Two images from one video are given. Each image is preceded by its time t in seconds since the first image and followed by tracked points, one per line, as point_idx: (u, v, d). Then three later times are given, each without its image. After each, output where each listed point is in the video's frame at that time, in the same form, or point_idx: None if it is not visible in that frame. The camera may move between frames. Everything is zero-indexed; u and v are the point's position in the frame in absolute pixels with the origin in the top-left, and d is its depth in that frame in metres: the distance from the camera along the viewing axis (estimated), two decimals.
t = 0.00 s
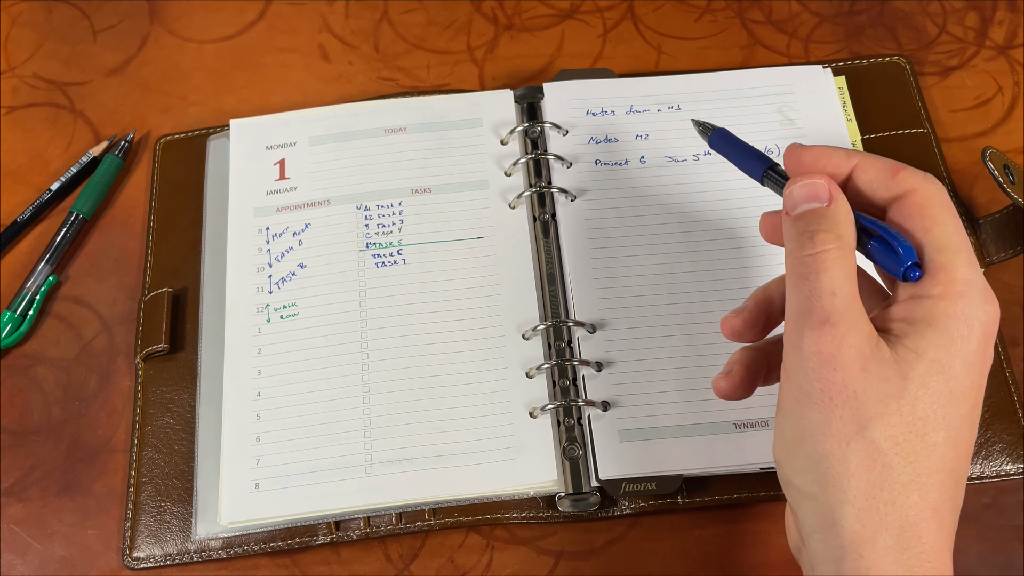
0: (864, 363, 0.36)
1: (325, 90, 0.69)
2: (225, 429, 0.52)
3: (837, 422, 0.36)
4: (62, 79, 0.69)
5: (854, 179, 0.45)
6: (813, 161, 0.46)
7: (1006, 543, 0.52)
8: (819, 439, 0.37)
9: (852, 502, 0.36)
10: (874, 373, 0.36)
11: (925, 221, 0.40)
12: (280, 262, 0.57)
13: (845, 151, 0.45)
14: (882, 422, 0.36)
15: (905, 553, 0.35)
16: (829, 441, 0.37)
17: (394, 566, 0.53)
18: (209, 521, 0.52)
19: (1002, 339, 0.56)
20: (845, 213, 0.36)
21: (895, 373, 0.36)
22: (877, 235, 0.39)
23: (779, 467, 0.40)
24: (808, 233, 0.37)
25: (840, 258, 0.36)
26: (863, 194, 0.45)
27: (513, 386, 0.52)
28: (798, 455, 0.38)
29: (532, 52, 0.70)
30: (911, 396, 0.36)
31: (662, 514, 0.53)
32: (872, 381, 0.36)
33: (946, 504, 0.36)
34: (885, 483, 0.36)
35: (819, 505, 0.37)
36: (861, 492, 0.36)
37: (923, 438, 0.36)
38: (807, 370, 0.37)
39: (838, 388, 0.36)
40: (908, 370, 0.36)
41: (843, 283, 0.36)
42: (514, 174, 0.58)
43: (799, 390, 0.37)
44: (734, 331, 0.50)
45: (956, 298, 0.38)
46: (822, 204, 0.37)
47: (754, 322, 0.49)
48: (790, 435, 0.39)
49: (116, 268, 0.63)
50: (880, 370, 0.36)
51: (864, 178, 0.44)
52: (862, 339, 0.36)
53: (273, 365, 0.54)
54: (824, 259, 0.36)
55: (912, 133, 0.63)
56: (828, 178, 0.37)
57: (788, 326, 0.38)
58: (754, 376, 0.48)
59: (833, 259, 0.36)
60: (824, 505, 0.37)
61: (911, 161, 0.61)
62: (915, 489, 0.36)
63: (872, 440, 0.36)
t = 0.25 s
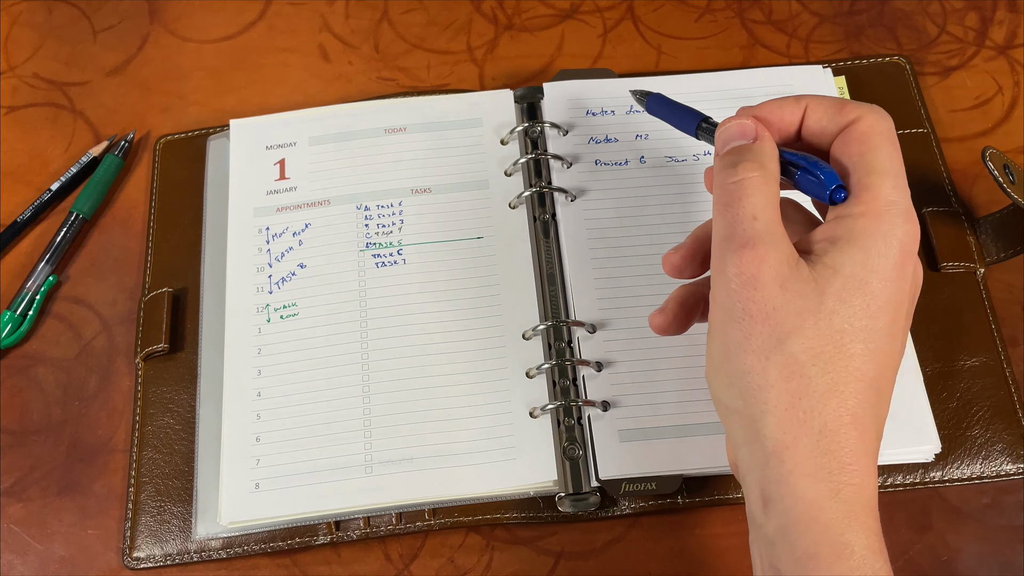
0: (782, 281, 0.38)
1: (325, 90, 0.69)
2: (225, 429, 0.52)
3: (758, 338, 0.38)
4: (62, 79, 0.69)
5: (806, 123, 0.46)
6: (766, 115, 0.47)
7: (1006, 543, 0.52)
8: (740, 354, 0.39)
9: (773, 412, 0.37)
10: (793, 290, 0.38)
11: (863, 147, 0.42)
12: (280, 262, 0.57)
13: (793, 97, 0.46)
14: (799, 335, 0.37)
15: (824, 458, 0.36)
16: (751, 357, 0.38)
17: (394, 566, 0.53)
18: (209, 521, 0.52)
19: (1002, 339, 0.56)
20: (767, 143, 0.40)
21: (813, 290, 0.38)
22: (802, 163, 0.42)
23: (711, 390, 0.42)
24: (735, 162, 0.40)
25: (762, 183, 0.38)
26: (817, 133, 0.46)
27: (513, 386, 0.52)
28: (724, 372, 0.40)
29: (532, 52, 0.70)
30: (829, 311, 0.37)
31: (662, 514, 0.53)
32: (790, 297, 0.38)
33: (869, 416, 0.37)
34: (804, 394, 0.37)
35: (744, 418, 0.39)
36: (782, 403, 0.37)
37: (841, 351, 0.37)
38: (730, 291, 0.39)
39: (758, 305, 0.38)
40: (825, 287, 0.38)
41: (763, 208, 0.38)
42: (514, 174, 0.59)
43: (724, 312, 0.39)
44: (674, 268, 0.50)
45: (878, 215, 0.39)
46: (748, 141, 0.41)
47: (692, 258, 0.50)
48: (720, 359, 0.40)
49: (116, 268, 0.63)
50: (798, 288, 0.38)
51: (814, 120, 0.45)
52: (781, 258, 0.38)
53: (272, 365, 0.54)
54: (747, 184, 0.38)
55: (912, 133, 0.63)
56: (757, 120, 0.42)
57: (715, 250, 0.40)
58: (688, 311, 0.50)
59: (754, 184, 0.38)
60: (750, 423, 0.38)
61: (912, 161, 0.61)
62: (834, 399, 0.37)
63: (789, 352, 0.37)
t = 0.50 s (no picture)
0: (793, 296, 0.38)
1: (325, 90, 0.69)
2: (225, 429, 0.52)
3: (765, 351, 0.39)
4: (62, 79, 0.69)
5: (828, 143, 0.45)
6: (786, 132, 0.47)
7: (1006, 543, 0.52)
8: (748, 366, 0.39)
9: (776, 425, 0.38)
10: (803, 305, 0.38)
11: (884, 170, 0.41)
12: (280, 262, 0.57)
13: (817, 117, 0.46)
14: (806, 350, 0.38)
15: (824, 472, 0.37)
16: (757, 370, 0.39)
17: (394, 566, 0.53)
18: (209, 521, 0.52)
19: (1002, 339, 0.56)
20: (793, 160, 0.40)
21: (822, 306, 0.38)
22: (825, 184, 0.42)
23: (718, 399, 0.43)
24: (757, 176, 0.40)
25: (782, 199, 0.39)
26: (840, 154, 0.45)
27: (513, 386, 0.52)
28: (730, 382, 0.41)
29: (532, 52, 0.70)
30: (837, 328, 0.38)
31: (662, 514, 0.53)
32: (799, 312, 0.38)
33: (871, 432, 0.38)
34: (807, 408, 0.38)
35: (747, 428, 0.40)
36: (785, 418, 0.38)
37: (847, 369, 0.38)
38: (742, 302, 0.39)
39: (768, 319, 0.38)
40: (835, 305, 0.38)
41: (782, 224, 0.38)
42: (514, 174, 0.59)
43: (735, 324, 0.40)
44: (702, 287, 0.49)
45: (894, 239, 0.39)
46: (774, 156, 0.41)
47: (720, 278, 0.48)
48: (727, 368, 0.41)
49: (116, 268, 0.63)
50: (808, 304, 0.38)
51: (837, 141, 0.45)
52: (793, 274, 0.38)
53: (272, 365, 0.54)
54: (767, 199, 0.39)
55: (912, 133, 0.63)
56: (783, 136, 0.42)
57: (729, 262, 0.40)
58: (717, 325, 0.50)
59: (773, 200, 0.39)
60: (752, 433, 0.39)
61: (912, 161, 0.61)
62: (835, 413, 0.38)
63: (796, 367, 0.38)
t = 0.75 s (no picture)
0: (865, 274, 0.39)
1: (325, 90, 0.69)
2: (225, 429, 0.52)
3: (837, 329, 0.39)
4: (62, 79, 0.69)
5: (885, 132, 0.47)
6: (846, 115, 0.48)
7: (1006, 542, 0.52)
8: (818, 342, 0.40)
9: (838, 404, 0.40)
10: (874, 285, 0.39)
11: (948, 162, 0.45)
12: (280, 262, 0.57)
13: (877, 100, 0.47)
14: (879, 331, 0.39)
15: (880, 453, 0.39)
16: (825, 347, 0.40)
17: (394, 566, 0.53)
18: (209, 521, 0.52)
19: (1002, 339, 0.56)
20: (830, 133, 0.39)
21: (895, 288, 0.39)
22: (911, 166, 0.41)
23: (769, 375, 0.44)
24: (804, 156, 0.39)
25: (835, 178, 0.38)
26: (894, 143, 0.47)
27: (513, 386, 0.52)
28: (793, 358, 0.41)
29: (532, 52, 0.70)
30: (905, 312, 0.39)
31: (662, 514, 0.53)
32: (871, 292, 0.39)
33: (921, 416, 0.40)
34: (871, 390, 0.39)
35: (807, 405, 0.41)
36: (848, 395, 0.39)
37: (910, 353, 0.40)
38: (812, 279, 0.39)
39: (840, 298, 0.39)
40: (907, 288, 0.39)
41: (842, 201, 0.38)
42: (514, 174, 0.58)
43: (801, 299, 0.40)
44: (742, 250, 0.50)
45: (962, 230, 0.41)
46: (809, 128, 0.39)
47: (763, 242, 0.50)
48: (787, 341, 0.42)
49: (116, 268, 0.63)
50: (880, 283, 0.39)
51: (895, 131, 0.47)
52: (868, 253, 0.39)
53: (273, 365, 0.54)
54: (822, 180, 0.38)
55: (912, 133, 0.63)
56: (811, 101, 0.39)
57: (791, 240, 0.40)
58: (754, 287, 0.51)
59: (837, 179, 0.38)
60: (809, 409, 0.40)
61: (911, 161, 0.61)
62: (898, 397, 0.39)
63: (866, 346, 0.39)
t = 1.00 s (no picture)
0: (776, 178, 0.41)
1: (325, 91, 0.69)
2: (225, 429, 0.52)
3: (756, 229, 0.41)
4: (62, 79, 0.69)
5: (783, 54, 0.51)
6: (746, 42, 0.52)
7: (1006, 543, 0.52)
8: (740, 245, 0.42)
9: (769, 295, 0.40)
10: (788, 184, 0.41)
11: (843, 74, 0.47)
12: (280, 262, 0.57)
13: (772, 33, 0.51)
14: (796, 225, 0.40)
15: (816, 338, 0.39)
16: (749, 250, 0.41)
17: (394, 566, 0.53)
18: (209, 521, 0.52)
19: (1003, 339, 0.56)
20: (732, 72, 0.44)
21: (807, 184, 0.41)
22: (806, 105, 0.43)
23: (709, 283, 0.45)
24: (708, 92, 0.44)
25: (736, 102, 0.42)
26: (793, 66, 0.51)
27: (513, 386, 0.52)
28: (726, 266, 0.43)
29: (532, 52, 0.70)
30: (823, 204, 0.40)
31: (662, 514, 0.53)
32: (785, 190, 0.41)
33: (856, 304, 0.40)
34: (797, 278, 0.40)
35: (743, 304, 0.41)
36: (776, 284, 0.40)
37: (833, 242, 0.40)
38: (727, 189, 0.42)
39: (756, 200, 0.41)
40: (820, 183, 0.41)
41: (746, 121, 0.42)
42: (514, 174, 0.59)
43: (725, 209, 0.42)
44: (672, 181, 0.54)
45: (872, 125, 0.43)
46: (711, 72, 0.45)
47: (687, 168, 0.54)
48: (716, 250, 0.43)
49: (116, 268, 0.63)
50: (792, 183, 0.41)
51: (790, 53, 0.50)
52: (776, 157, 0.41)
53: (273, 365, 0.54)
54: (724, 106, 0.42)
55: (913, 133, 0.63)
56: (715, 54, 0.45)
57: (710, 161, 0.43)
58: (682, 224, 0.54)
59: (734, 103, 0.42)
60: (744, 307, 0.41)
61: (912, 161, 0.61)
62: (826, 284, 0.40)
63: (786, 240, 0.40)
